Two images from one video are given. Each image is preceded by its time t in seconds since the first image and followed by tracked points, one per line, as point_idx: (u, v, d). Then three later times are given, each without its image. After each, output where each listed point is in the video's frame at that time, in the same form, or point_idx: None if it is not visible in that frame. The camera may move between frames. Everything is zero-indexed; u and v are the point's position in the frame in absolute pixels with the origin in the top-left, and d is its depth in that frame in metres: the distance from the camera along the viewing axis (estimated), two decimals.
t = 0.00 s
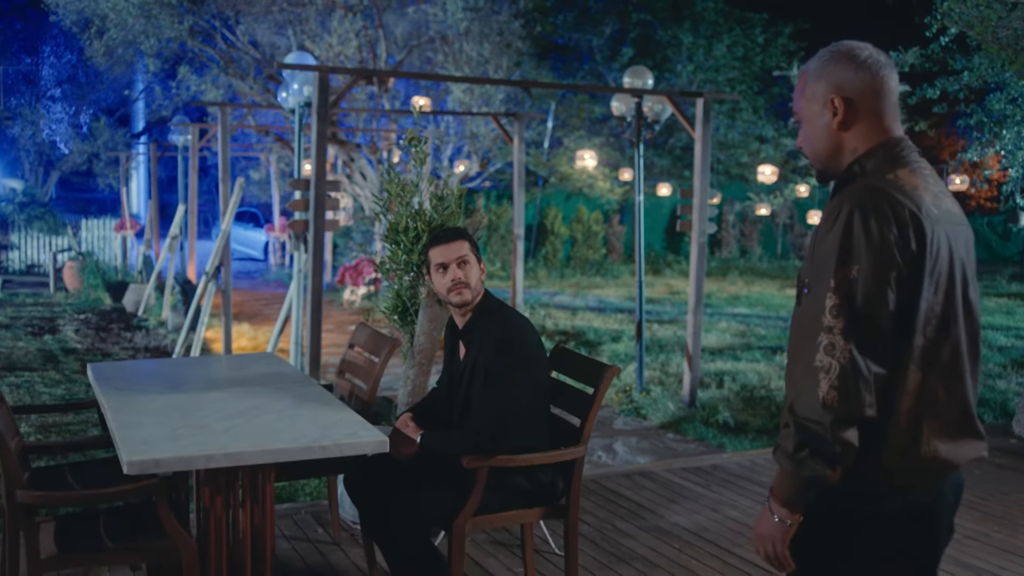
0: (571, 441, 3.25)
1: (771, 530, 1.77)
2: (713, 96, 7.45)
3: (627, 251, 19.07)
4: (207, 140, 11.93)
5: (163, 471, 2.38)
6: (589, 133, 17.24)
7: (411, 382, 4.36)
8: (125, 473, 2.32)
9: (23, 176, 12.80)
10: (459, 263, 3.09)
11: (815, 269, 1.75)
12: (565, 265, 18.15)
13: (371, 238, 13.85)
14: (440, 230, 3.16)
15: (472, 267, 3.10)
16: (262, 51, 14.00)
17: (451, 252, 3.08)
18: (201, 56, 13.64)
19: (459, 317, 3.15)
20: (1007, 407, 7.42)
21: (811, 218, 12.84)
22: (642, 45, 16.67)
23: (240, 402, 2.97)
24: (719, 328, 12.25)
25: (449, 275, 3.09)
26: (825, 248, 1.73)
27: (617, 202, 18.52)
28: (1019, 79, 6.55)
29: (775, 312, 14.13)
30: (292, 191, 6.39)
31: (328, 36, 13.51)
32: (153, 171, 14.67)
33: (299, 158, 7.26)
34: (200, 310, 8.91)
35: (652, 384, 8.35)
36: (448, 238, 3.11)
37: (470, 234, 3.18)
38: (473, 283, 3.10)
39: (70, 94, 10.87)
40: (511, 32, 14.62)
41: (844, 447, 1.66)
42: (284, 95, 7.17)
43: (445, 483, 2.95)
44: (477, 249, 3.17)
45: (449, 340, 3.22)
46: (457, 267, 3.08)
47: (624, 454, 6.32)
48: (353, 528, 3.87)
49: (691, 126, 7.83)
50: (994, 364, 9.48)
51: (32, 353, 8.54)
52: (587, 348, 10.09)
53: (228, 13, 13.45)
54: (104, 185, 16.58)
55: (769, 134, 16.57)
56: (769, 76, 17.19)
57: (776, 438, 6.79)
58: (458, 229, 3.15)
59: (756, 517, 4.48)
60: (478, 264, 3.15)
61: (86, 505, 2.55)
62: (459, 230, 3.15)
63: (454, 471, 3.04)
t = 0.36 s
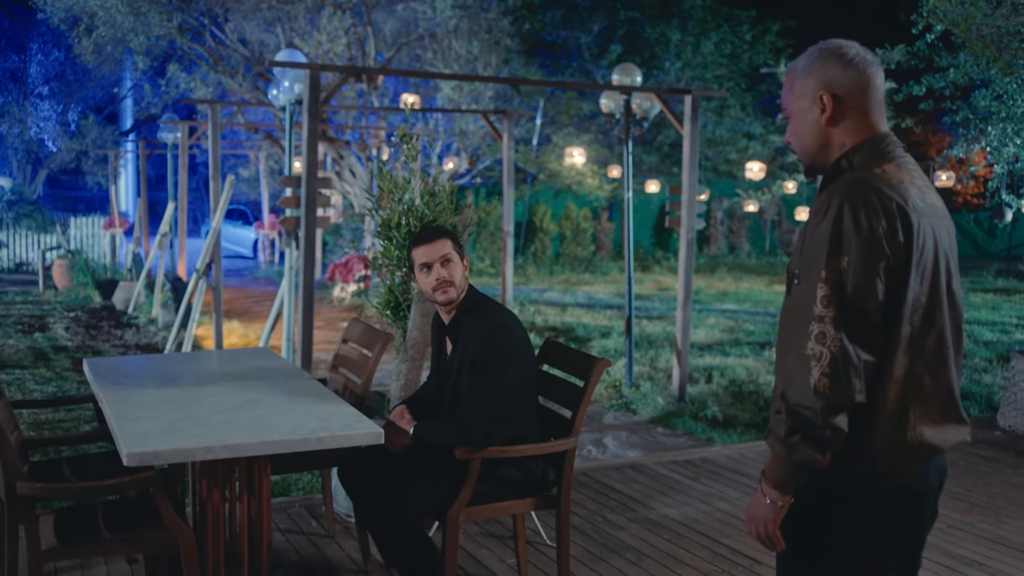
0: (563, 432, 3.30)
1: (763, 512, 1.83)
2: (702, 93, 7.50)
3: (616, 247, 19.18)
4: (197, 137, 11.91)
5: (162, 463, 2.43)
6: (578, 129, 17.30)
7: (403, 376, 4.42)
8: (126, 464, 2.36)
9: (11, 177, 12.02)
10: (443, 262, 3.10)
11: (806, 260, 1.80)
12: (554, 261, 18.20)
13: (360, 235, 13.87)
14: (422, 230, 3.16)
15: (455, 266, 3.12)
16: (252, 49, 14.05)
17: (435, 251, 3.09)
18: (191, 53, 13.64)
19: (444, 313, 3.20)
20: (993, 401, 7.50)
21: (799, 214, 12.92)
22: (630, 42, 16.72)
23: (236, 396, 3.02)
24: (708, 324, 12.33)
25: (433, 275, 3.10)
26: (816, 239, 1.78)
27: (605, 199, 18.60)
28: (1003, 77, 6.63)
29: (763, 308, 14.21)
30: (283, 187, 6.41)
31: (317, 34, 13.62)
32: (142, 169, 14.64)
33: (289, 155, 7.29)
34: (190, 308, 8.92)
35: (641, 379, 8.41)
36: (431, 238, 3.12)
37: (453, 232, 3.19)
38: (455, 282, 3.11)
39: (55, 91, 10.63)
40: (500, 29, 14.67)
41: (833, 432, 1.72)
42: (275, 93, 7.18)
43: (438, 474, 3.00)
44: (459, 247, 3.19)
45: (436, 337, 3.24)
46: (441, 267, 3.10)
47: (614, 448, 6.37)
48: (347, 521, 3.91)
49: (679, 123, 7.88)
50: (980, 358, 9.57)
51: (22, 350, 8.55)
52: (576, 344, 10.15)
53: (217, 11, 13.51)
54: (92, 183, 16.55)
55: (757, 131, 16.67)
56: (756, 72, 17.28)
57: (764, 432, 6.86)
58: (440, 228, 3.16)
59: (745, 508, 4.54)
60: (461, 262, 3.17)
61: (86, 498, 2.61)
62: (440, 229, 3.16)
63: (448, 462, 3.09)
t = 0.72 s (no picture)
0: (564, 426, 3.33)
1: (768, 497, 1.86)
2: (700, 91, 7.53)
3: (616, 246, 19.25)
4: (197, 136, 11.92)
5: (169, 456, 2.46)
6: (577, 127, 17.34)
7: (405, 371, 4.45)
8: (134, 457, 2.40)
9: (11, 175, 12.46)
10: (446, 259, 3.14)
11: (814, 251, 1.83)
12: (553, 258, 18.23)
13: (360, 232, 13.90)
14: (428, 226, 3.19)
15: (457, 263, 3.15)
16: (251, 47, 14.06)
17: (438, 248, 3.13)
18: (191, 52, 13.67)
19: (449, 309, 3.20)
20: (990, 397, 7.55)
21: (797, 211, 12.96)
22: (629, 39, 16.74)
23: (241, 391, 3.06)
24: (707, 321, 12.36)
25: (435, 272, 3.14)
26: (824, 232, 1.82)
27: (604, 197, 18.64)
28: (999, 75, 6.67)
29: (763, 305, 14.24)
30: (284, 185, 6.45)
31: (317, 32, 13.61)
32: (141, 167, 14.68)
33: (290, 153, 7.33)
34: (191, 305, 8.95)
35: (641, 376, 8.45)
36: (434, 234, 3.16)
37: (457, 230, 3.22)
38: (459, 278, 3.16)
39: (54, 90, 10.66)
40: (499, 27, 14.68)
41: (841, 419, 1.75)
42: (275, 91, 7.21)
43: (441, 467, 3.04)
44: (462, 244, 3.22)
45: (439, 332, 3.27)
46: (443, 263, 3.13)
47: (613, 443, 6.41)
48: (351, 515, 3.95)
49: (678, 121, 7.90)
50: (977, 355, 9.61)
51: (24, 348, 8.61)
52: (576, 341, 10.19)
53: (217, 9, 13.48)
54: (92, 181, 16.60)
55: (756, 128, 16.71)
56: (755, 70, 17.31)
57: (763, 428, 6.90)
58: (445, 225, 3.19)
59: (744, 502, 4.58)
60: (463, 259, 3.20)
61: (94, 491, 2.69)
62: (446, 226, 3.19)
63: (451, 455, 3.13)
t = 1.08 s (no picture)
0: (563, 422, 3.37)
1: (785, 484, 1.88)
2: (699, 90, 7.52)
3: (615, 244, 19.29)
4: (197, 133, 11.92)
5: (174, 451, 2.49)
6: (576, 126, 17.37)
7: (405, 368, 4.45)
8: (138, 452, 2.44)
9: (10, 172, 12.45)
10: (431, 258, 3.17)
11: (829, 245, 1.86)
12: (552, 257, 18.27)
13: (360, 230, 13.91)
14: (430, 223, 3.24)
15: (443, 263, 3.16)
16: (251, 45, 14.06)
17: (424, 246, 3.17)
18: (190, 49, 13.72)
19: (449, 305, 3.26)
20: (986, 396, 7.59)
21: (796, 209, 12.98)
22: (629, 38, 16.74)
23: (244, 386, 3.09)
24: (705, 319, 12.38)
25: (421, 268, 3.19)
26: (838, 228, 1.85)
27: (603, 196, 18.68)
28: (997, 74, 6.67)
29: (762, 304, 14.25)
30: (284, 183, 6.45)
31: (317, 30, 13.57)
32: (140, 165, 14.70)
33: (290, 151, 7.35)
34: (191, 302, 8.96)
35: (639, 373, 8.48)
36: (430, 232, 3.19)
37: (461, 229, 3.23)
38: (452, 279, 3.17)
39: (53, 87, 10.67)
40: (499, 25, 14.70)
41: (861, 406, 1.78)
42: (275, 89, 7.23)
43: (441, 462, 3.07)
44: (462, 245, 3.20)
45: (442, 328, 3.30)
46: (427, 262, 3.17)
47: (611, 441, 6.44)
48: (351, 511, 3.98)
49: (677, 120, 7.91)
50: (975, 354, 9.63)
51: (24, 344, 8.64)
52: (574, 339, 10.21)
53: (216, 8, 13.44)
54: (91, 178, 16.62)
55: (755, 127, 16.74)
56: (754, 69, 17.32)
57: (760, 425, 6.92)
58: (445, 223, 3.20)
59: (741, 498, 4.61)
60: (458, 260, 3.18)
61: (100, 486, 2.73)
62: (447, 224, 3.21)
63: (451, 451, 3.16)
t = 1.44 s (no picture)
0: (561, 419, 3.39)
1: (804, 481, 1.89)
2: (697, 89, 7.52)
3: (612, 242, 19.32)
4: (195, 131, 11.92)
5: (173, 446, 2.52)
6: (574, 124, 17.42)
7: (404, 365, 4.47)
8: (139, 448, 2.46)
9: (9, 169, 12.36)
10: (432, 255, 3.18)
11: (835, 242, 1.88)
12: (550, 255, 18.30)
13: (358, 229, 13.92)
14: (433, 218, 3.25)
15: (444, 260, 3.18)
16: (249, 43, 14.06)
17: (425, 242, 3.19)
18: (188, 47, 13.77)
19: (449, 302, 3.29)
20: (982, 395, 7.62)
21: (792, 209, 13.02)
22: (626, 37, 16.78)
23: (244, 383, 3.11)
24: (702, 318, 12.40)
25: (421, 264, 3.21)
26: (842, 225, 1.87)
27: (600, 194, 18.71)
28: (994, 73, 6.67)
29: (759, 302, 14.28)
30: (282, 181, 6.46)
31: (315, 28, 13.53)
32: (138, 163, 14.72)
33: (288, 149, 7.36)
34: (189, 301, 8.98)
35: (636, 372, 8.50)
36: (432, 228, 3.21)
37: (462, 226, 3.24)
38: (450, 275, 3.19)
39: (52, 85, 10.69)
40: (496, 24, 14.72)
41: (878, 399, 1.81)
42: (274, 87, 7.24)
43: (440, 458, 3.10)
44: (463, 243, 3.22)
45: (441, 325, 3.32)
46: (427, 258, 3.19)
47: (609, 438, 6.46)
48: (349, 507, 4.00)
49: (675, 119, 7.92)
50: (970, 353, 9.66)
51: (22, 342, 8.65)
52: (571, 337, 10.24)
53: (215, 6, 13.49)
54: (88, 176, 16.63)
55: (752, 126, 16.78)
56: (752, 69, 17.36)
57: (757, 424, 6.95)
58: (447, 220, 3.22)
59: (738, 495, 4.64)
60: (457, 258, 3.20)
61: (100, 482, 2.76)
62: (450, 221, 3.22)
63: (449, 447, 3.19)
